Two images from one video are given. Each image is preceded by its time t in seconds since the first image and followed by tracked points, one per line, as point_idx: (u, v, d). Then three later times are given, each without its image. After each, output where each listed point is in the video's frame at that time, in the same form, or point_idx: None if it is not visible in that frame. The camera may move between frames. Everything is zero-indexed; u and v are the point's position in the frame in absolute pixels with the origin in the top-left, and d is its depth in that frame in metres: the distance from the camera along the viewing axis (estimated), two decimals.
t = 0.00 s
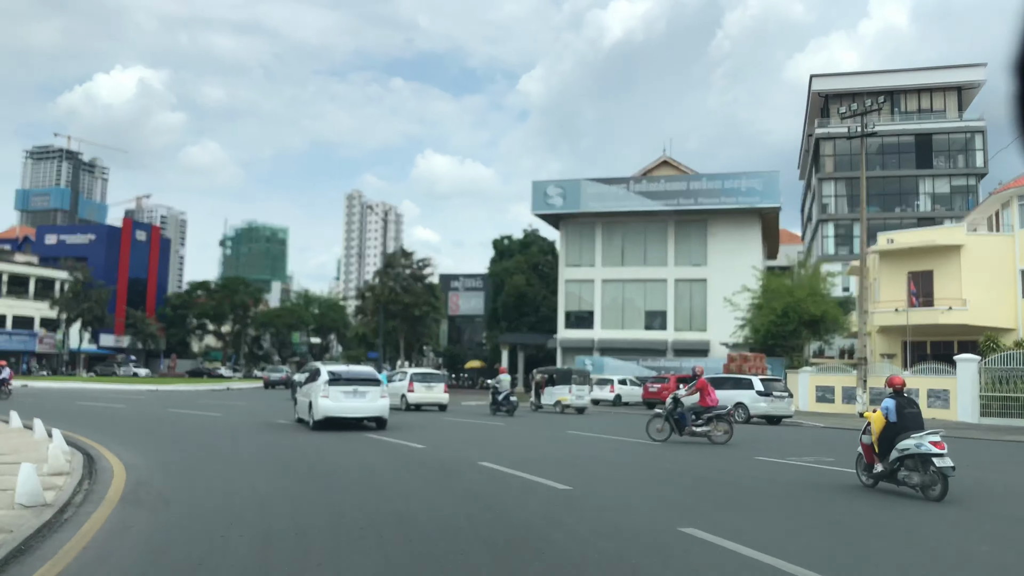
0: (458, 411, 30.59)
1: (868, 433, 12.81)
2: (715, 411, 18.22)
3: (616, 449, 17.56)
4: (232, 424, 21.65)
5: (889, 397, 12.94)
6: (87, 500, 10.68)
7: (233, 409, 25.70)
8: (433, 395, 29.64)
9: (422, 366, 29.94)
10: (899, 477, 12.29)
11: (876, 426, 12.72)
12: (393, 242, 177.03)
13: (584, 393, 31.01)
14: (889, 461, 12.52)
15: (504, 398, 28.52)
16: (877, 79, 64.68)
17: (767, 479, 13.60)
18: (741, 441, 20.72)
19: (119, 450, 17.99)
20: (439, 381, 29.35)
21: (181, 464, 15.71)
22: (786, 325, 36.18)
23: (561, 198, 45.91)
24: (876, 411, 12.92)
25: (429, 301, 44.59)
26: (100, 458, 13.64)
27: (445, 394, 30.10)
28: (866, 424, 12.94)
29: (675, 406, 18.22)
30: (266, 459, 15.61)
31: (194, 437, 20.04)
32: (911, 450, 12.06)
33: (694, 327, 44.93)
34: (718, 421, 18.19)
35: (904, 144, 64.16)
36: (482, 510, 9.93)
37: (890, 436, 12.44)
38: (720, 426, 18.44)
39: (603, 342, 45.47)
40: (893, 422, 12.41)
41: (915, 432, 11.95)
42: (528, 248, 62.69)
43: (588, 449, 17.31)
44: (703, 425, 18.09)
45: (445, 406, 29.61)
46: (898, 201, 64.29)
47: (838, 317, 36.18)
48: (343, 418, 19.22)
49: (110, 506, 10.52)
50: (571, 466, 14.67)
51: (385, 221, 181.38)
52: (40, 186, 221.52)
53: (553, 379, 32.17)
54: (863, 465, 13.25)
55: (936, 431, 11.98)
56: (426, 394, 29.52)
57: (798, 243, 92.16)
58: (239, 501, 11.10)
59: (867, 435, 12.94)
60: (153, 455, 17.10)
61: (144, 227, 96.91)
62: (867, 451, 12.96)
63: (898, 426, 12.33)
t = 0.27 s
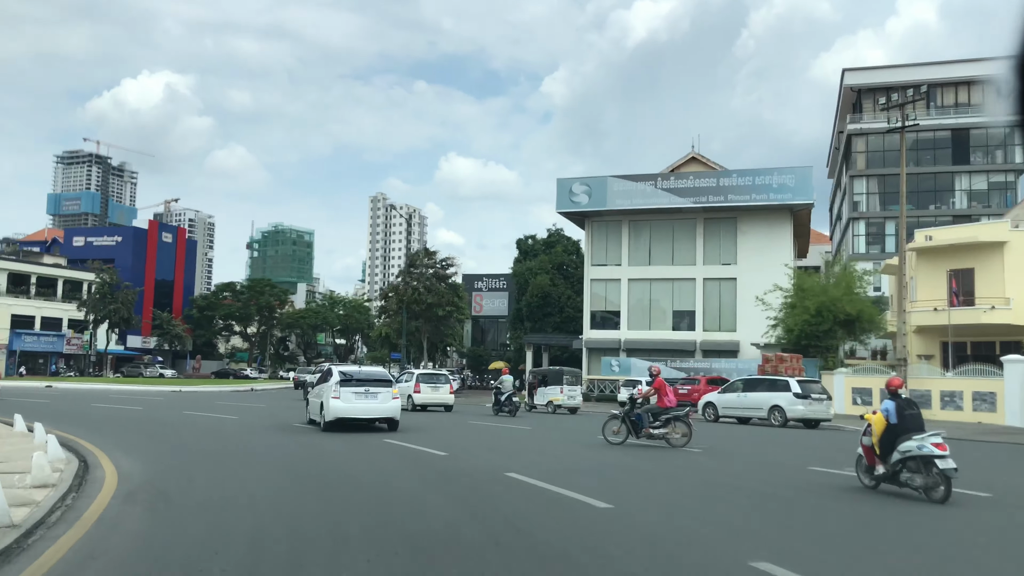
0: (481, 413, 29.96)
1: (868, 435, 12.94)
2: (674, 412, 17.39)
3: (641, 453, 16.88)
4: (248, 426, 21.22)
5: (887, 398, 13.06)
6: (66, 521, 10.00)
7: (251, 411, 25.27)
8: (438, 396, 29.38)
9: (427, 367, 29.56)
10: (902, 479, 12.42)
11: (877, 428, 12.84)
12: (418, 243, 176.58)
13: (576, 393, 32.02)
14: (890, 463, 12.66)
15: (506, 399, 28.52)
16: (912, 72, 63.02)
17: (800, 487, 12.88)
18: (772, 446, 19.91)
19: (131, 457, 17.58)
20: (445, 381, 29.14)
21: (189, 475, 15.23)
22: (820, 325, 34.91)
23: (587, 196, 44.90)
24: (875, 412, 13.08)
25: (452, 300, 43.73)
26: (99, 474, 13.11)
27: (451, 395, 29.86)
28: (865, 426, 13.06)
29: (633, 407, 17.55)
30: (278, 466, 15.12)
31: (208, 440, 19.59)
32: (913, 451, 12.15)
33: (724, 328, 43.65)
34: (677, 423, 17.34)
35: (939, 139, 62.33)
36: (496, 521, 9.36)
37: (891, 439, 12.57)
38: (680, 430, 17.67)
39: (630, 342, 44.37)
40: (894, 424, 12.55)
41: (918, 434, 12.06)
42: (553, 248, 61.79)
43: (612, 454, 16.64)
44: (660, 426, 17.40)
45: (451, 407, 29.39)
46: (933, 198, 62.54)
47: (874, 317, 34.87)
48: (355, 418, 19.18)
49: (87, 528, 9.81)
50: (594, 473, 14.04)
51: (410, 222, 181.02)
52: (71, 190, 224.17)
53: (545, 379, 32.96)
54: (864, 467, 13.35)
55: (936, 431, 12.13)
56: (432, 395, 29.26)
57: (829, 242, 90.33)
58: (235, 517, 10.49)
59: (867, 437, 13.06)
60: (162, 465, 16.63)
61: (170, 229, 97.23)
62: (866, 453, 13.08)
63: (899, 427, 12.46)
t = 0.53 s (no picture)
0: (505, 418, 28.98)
1: (874, 439, 12.85)
2: (628, 416, 16.44)
3: (673, 464, 15.88)
4: (260, 430, 20.32)
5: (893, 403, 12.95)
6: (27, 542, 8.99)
7: (264, 413, 24.41)
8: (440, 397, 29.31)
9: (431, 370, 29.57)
10: (909, 484, 12.36)
11: (882, 433, 12.77)
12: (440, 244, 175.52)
13: (568, 395, 31.21)
14: (897, 468, 12.59)
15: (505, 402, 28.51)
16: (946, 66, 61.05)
17: (851, 500, 11.80)
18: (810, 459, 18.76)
19: (137, 461, 16.78)
20: (448, 383, 29.11)
21: (195, 486, 14.38)
22: (859, 326, 33.22)
23: (612, 194, 43.40)
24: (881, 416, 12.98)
25: (474, 302, 42.24)
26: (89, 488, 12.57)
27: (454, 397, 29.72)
28: (871, 429, 12.96)
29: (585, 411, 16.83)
30: (287, 478, 14.25)
31: (218, 443, 18.72)
32: (921, 456, 12.09)
33: (755, 330, 42.13)
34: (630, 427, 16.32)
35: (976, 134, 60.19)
36: (516, 544, 8.37)
37: (898, 443, 12.50)
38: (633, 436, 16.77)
39: (658, 344, 42.88)
40: (901, 428, 12.48)
41: (928, 438, 11.98)
42: (577, 248, 60.37)
43: (642, 463, 15.60)
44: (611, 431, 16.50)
45: (456, 410, 29.39)
46: (970, 195, 60.42)
47: (916, 317, 33.19)
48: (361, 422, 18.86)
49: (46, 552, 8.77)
50: (623, 483, 13.06)
51: (432, 223, 180.08)
52: (97, 193, 225.83)
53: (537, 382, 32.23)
54: (866, 471, 13.26)
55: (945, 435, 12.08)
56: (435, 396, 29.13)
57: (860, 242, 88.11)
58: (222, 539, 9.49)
59: (872, 441, 12.97)
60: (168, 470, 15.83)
61: (192, 230, 96.85)
62: (871, 458, 12.98)
63: (906, 432, 12.40)
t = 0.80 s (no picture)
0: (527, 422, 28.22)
1: (875, 440, 12.67)
2: (572, 416, 15.94)
3: (702, 472, 15.08)
4: (274, 431, 19.61)
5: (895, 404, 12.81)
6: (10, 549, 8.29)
7: (279, 415, 23.75)
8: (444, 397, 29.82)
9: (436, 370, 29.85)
10: (911, 486, 12.18)
11: (884, 433, 12.58)
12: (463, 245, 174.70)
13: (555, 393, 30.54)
14: (898, 470, 12.40)
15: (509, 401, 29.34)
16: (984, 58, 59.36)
17: (895, 514, 11.02)
18: (850, 468, 17.73)
19: (144, 464, 16.16)
20: (452, 383, 29.38)
21: (201, 489, 13.72)
22: (900, 326, 31.82)
23: (639, 189, 42.36)
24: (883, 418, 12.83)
25: (497, 300, 41.27)
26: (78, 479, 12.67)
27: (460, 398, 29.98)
28: (872, 430, 12.79)
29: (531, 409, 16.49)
30: (296, 483, 13.57)
31: (229, 445, 18.07)
32: (924, 459, 11.92)
33: (787, 330, 40.86)
34: (571, 427, 15.88)
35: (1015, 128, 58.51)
36: (542, 562, 7.57)
37: (901, 445, 12.32)
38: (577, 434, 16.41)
39: (686, 344, 41.68)
40: (905, 430, 12.31)
41: (932, 440, 11.82)
42: (601, 247, 59.17)
43: (668, 470, 14.82)
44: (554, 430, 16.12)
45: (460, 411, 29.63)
46: (1008, 191, 58.77)
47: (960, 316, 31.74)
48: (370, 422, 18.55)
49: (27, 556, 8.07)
50: (650, 492, 12.28)
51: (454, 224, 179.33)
52: (122, 195, 227.73)
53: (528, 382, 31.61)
54: (865, 472, 13.10)
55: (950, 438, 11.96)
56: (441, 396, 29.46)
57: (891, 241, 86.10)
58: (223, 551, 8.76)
59: (873, 442, 12.79)
60: (175, 472, 15.18)
61: (214, 231, 96.79)
62: (872, 460, 12.79)
63: (911, 434, 12.24)
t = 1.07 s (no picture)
0: (547, 425, 27.27)
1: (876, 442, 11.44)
2: (508, 417, 15.29)
3: (732, 480, 14.12)
4: (284, 434, 18.69)
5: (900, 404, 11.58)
6: None
7: (291, 417, 22.95)
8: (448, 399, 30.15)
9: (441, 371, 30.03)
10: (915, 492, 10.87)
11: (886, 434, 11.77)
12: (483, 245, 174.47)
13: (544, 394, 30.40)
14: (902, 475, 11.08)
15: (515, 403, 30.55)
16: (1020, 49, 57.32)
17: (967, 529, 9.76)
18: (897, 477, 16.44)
19: (145, 467, 15.41)
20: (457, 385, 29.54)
21: (199, 494, 12.94)
22: (941, 325, 30.52)
23: (665, 185, 41.06)
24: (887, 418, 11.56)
25: (519, 300, 40.18)
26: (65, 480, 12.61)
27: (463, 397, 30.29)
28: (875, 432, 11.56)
29: (468, 410, 15.73)
30: (300, 490, 12.75)
31: (235, 448, 17.29)
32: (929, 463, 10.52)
33: (818, 330, 39.50)
34: (505, 428, 15.24)
35: None
36: None
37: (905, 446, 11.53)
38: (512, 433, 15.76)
39: (714, 346, 40.46)
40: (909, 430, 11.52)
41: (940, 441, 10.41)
42: (625, 245, 57.85)
43: (695, 478, 13.86)
44: (490, 431, 15.38)
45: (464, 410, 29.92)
46: None
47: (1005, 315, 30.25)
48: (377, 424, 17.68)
49: None
50: (678, 502, 11.36)
51: (475, 224, 178.99)
52: (147, 196, 229.22)
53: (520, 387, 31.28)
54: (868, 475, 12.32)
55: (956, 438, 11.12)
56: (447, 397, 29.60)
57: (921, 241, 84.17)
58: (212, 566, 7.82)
59: (875, 445, 11.56)
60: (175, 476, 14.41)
61: (236, 230, 96.55)
62: (874, 462, 11.58)
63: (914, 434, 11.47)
